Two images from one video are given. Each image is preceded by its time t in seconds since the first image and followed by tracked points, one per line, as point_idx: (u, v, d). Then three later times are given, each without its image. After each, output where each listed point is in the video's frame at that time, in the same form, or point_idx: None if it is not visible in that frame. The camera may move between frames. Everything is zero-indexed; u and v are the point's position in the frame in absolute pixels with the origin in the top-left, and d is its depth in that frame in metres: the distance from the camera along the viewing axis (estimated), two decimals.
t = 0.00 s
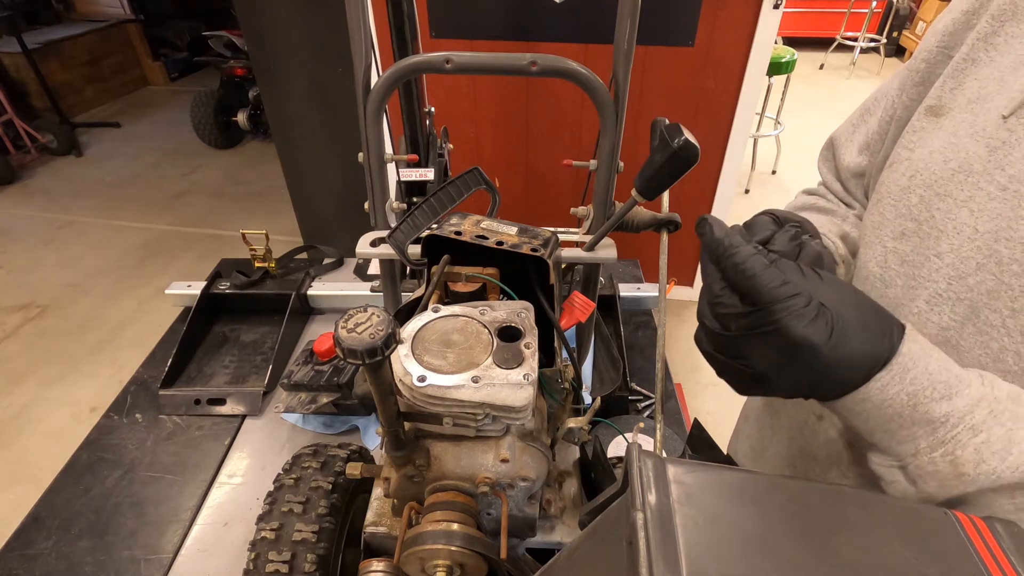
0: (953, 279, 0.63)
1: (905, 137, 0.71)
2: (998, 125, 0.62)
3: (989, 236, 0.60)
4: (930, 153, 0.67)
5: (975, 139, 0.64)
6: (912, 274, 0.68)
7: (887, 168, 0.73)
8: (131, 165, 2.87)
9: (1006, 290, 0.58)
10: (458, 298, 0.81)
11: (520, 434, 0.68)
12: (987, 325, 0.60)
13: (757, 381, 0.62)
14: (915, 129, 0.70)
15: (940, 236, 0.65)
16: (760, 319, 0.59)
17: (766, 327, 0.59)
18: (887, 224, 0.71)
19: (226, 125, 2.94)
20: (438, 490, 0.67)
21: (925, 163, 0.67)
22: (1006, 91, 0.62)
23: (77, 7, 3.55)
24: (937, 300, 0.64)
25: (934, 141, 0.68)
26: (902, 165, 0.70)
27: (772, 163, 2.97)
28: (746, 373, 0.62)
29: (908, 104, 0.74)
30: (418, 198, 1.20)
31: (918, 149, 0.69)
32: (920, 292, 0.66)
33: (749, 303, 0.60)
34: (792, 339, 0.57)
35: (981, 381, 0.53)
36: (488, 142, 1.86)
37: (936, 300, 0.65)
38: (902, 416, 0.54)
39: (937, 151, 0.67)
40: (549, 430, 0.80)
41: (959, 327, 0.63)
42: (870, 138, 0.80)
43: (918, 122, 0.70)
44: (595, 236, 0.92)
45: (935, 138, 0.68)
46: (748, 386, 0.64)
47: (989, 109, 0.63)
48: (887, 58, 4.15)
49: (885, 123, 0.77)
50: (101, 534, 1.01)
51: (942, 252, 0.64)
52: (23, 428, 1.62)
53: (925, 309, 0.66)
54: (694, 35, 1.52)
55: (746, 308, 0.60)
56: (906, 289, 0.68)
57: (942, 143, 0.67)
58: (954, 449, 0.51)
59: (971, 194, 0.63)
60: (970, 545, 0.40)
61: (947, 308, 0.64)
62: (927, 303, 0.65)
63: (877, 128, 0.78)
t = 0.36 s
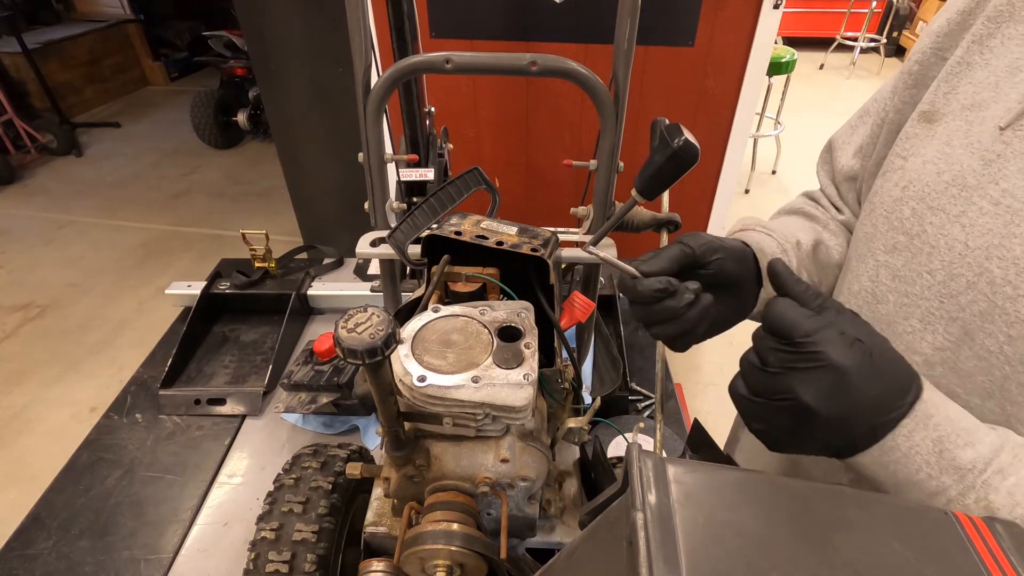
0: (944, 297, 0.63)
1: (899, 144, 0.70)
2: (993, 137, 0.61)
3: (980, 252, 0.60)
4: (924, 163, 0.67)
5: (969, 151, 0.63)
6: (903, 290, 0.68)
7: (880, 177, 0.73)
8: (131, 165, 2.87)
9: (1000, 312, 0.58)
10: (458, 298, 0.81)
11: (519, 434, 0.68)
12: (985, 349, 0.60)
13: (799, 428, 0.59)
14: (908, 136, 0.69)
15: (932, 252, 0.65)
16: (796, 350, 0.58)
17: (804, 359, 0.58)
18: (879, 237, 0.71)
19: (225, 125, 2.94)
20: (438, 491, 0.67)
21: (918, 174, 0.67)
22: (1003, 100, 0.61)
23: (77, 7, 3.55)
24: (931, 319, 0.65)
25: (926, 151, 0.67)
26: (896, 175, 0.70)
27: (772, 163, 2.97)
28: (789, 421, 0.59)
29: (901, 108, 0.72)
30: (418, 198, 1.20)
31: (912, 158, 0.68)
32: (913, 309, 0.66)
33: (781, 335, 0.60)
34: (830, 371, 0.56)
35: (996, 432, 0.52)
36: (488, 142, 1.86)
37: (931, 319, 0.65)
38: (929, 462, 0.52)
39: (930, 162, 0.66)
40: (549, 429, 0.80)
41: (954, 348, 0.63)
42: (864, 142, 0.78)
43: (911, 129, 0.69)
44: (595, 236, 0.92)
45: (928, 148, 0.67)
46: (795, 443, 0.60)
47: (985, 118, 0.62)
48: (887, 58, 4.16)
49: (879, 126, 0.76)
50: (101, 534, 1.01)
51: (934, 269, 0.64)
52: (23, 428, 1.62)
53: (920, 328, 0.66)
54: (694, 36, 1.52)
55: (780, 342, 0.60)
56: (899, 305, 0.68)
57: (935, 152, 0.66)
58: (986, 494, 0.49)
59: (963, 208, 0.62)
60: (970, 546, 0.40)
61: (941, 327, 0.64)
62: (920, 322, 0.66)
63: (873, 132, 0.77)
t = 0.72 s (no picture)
0: (951, 305, 0.62)
1: (891, 148, 0.70)
2: (993, 142, 0.60)
3: (988, 261, 0.59)
4: (921, 168, 0.66)
5: (969, 156, 0.62)
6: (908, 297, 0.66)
7: (873, 181, 0.72)
8: (132, 165, 2.87)
9: (1013, 322, 0.57)
10: (458, 297, 0.81)
11: (519, 434, 0.68)
12: (999, 361, 0.59)
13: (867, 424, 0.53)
14: (901, 140, 0.69)
15: (938, 260, 0.63)
16: (886, 322, 0.55)
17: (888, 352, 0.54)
18: (879, 243, 0.69)
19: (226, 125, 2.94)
20: (438, 490, 0.67)
21: (916, 180, 0.66)
22: (997, 103, 0.61)
23: (77, 7, 3.55)
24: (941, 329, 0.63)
25: (922, 155, 0.66)
26: (891, 179, 0.69)
27: (772, 163, 2.97)
28: (869, 410, 0.53)
29: (889, 111, 0.72)
30: (418, 198, 1.20)
31: (908, 163, 0.67)
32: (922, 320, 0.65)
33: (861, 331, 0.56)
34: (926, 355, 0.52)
35: None
36: (488, 141, 1.86)
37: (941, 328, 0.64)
38: None
39: (928, 167, 0.65)
40: (549, 429, 0.80)
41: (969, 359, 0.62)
42: (851, 144, 0.79)
43: (903, 132, 0.69)
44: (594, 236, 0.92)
45: (923, 152, 0.66)
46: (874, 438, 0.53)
47: (982, 121, 0.62)
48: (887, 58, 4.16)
49: (866, 128, 0.76)
50: (101, 534, 1.01)
51: (941, 277, 0.63)
52: (23, 428, 1.62)
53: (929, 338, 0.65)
54: (694, 36, 1.52)
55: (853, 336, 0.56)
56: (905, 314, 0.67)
57: (931, 157, 0.65)
58: None
59: (967, 215, 0.61)
60: (971, 545, 0.40)
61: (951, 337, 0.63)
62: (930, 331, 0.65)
63: (859, 134, 0.77)
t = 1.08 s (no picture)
0: (973, 295, 0.61)
1: (889, 148, 0.70)
2: (993, 135, 0.60)
3: (1004, 250, 0.58)
4: (924, 166, 0.66)
5: (972, 152, 0.62)
6: (929, 290, 0.65)
7: (876, 181, 0.71)
8: (132, 165, 2.87)
9: None
10: (458, 297, 0.81)
11: (520, 434, 0.68)
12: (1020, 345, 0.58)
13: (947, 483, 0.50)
14: (899, 140, 0.69)
15: (953, 253, 0.62)
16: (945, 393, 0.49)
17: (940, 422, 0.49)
18: (891, 240, 0.69)
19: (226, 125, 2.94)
20: (438, 491, 0.67)
21: (921, 176, 0.66)
22: (992, 100, 0.61)
23: (78, 7, 3.55)
24: (963, 319, 0.62)
25: (924, 153, 0.66)
26: (894, 178, 0.69)
27: (772, 163, 2.97)
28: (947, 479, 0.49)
29: (880, 112, 0.72)
30: (418, 198, 1.20)
31: (910, 161, 0.67)
32: (942, 311, 0.64)
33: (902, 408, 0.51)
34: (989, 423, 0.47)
35: None
36: (488, 141, 1.86)
37: (961, 318, 0.62)
38: None
39: (931, 164, 0.65)
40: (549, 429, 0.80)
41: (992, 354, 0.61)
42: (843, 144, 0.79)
43: (901, 132, 0.68)
44: (595, 236, 0.92)
45: (924, 150, 0.66)
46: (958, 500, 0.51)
47: (979, 118, 0.62)
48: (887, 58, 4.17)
49: (858, 129, 0.76)
50: (101, 534, 1.01)
51: (957, 269, 0.62)
52: (23, 428, 1.62)
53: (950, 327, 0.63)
54: (694, 36, 1.52)
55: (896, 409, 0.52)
56: (926, 306, 0.65)
57: (933, 155, 0.65)
58: None
59: (977, 208, 0.61)
60: (971, 546, 0.40)
61: (973, 325, 0.61)
62: (950, 322, 0.63)
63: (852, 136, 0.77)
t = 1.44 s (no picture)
0: (978, 280, 0.65)
1: (905, 146, 0.74)
2: (997, 131, 0.65)
3: (1004, 236, 0.62)
4: (934, 161, 0.70)
5: (978, 147, 0.66)
6: (936, 277, 0.69)
7: (892, 177, 0.76)
8: (131, 165, 2.87)
9: None
10: (457, 298, 0.80)
11: (520, 434, 0.68)
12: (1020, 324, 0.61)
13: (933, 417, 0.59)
14: (914, 138, 0.73)
15: (959, 241, 0.66)
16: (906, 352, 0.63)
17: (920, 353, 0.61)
18: (903, 231, 0.73)
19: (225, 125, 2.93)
20: (438, 491, 0.67)
21: (931, 171, 0.70)
22: (999, 99, 0.65)
23: (77, 7, 3.55)
24: (966, 301, 0.66)
25: (935, 150, 0.70)
26: (908, 173, 0.73)
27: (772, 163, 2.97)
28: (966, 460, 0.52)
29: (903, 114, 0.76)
30: (418, 199, 1.20)
31: (923, 157, 0.71)
32: (947, 295, 0.68)
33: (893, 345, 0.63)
34: (958, 348, 0.58)
35: None
36: (488, 141, 1.86)
37: (967, 303, 0.66)
38: None
39: (941, 159, 0.69)
40: (549, 429, 0.80)
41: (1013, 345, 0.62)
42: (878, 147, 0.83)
43: (916, 131, 0.73)
44: (595, 236, 0.92)
45: (936, 147, 0.70)
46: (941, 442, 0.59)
47: (985, 116, 0.66)
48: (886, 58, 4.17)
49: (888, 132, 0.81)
50: (101, 534, 1.01)
51: (962, 256, 0.66)
52: (23, 428, 1.62)
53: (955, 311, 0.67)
54: (694, 35, 1.52)
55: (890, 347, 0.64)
56: (934, 292, 0.69)
57: (944, 151, 0.69)
58: None
59: (982, 198, 0.65)
60: (971, 546, 0.40)
61: (976, 308, 0.65)
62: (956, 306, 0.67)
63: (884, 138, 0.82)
